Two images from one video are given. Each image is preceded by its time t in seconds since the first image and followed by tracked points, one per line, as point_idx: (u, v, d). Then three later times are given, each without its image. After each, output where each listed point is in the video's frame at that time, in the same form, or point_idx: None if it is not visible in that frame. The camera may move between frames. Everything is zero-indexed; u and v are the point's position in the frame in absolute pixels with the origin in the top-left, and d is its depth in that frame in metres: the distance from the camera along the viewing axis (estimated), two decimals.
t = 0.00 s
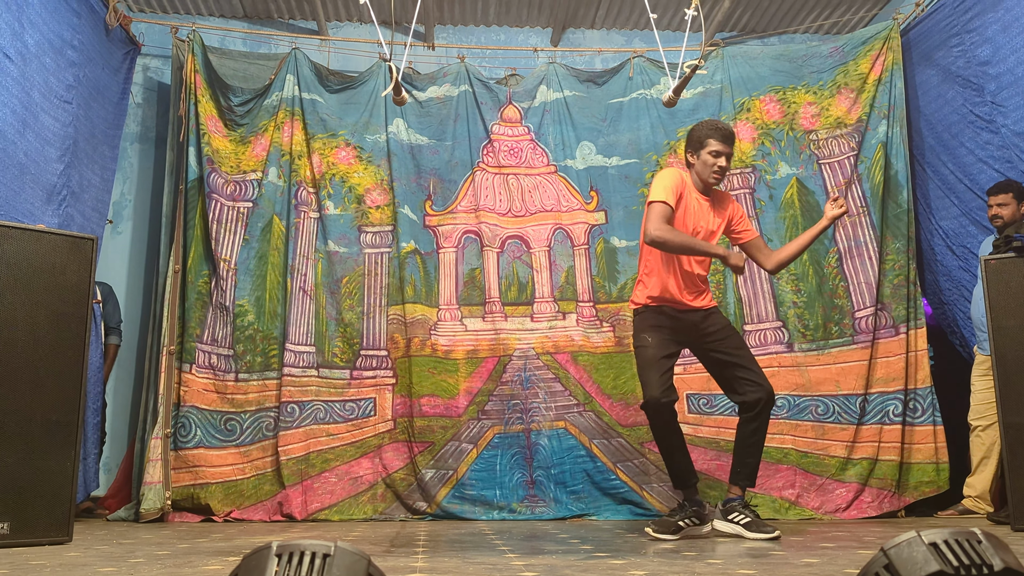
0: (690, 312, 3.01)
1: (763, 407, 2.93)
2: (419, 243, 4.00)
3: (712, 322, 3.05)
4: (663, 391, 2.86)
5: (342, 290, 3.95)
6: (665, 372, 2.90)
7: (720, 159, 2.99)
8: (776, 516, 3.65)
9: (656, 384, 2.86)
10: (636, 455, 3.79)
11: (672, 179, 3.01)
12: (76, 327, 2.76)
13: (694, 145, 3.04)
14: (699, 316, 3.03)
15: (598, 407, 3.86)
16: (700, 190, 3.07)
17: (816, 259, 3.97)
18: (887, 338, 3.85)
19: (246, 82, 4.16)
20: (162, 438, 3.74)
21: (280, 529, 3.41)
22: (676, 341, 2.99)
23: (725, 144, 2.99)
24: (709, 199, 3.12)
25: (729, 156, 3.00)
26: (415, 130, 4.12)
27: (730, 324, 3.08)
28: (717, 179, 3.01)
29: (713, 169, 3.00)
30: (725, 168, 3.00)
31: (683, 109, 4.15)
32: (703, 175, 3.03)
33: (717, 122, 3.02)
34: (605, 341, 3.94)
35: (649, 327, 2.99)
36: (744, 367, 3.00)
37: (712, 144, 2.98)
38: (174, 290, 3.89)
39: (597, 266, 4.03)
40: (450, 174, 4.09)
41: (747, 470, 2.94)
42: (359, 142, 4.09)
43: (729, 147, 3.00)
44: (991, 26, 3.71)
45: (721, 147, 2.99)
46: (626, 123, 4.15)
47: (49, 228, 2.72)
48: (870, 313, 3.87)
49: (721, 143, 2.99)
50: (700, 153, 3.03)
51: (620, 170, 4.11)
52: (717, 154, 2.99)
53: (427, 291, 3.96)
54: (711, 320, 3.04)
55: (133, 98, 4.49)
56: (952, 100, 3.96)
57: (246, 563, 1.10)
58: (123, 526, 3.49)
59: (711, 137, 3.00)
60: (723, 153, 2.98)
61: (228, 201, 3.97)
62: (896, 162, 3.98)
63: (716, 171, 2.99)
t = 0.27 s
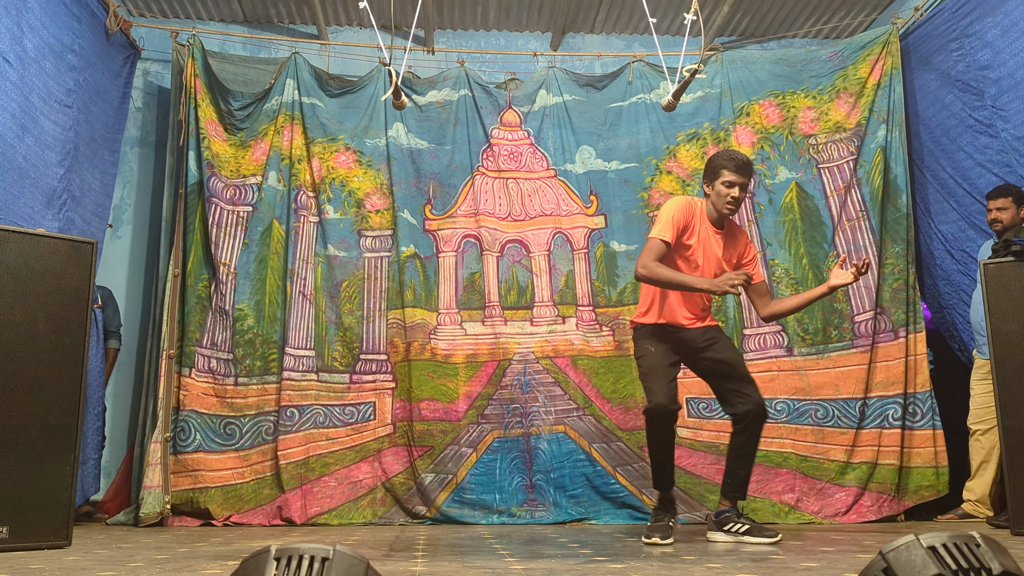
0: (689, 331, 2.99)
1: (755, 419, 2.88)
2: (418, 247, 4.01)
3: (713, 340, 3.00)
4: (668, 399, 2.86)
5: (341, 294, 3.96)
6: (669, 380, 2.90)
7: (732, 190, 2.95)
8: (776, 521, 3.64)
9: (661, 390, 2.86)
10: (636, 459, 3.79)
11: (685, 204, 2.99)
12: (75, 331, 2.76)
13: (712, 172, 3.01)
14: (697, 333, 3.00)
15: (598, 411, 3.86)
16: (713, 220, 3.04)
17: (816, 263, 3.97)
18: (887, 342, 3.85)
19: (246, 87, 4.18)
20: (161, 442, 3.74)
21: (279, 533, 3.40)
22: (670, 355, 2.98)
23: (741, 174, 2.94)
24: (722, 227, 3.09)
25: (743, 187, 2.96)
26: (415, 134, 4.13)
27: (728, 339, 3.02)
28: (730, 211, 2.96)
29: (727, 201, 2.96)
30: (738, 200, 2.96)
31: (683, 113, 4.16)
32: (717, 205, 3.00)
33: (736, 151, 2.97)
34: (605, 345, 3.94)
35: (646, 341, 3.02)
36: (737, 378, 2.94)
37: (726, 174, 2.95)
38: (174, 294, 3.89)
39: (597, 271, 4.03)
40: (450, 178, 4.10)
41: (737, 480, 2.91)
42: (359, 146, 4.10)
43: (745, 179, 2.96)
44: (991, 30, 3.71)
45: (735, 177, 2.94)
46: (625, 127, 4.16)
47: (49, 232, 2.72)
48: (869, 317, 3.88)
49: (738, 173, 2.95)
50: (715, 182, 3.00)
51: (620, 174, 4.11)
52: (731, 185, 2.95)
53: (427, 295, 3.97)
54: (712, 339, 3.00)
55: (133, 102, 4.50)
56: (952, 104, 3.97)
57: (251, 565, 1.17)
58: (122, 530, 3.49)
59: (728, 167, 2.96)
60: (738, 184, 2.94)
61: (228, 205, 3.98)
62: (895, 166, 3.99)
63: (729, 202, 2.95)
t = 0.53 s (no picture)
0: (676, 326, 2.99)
1: (743, 418, 2.87)
2: (418, 249, 4.00)
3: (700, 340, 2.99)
4: (663, 400, 2.85)
5: (341, 296, 3.95)
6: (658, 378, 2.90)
7: (711, 182, 2.96)
8: (776, 522, 3.64)
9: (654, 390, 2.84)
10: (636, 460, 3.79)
11: (668, 196, 2.99)
12: (75, 332, 2.76)
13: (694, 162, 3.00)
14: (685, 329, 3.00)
15: (599, 412, 3.86)
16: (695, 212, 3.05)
17: (816, 265, 3.97)
18: (887, 344, 3.85)
19: (246, 88, 4.18)
20: (161, 443, 3.74)
21: (279, 534, 3.40)
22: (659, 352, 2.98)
23: (722, 167, 2.94)
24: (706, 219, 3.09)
25: (721, 180, 2.96)
26: (415, 136, 4.13)
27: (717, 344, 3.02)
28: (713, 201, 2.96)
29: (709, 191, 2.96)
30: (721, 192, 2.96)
31: (683, 115, 4.16)
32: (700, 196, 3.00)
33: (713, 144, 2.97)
34: (605, 347, 3.94)
35: (631, 337, 3.03)
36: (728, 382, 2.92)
37: (705, 167, 2.95)
38: (174, 295, 3.89)
39: (597, 272, 4.03)
40: (450, 180, 4.10)
41: (727, 480, 2.90)
42: (359, 147, 4.10)
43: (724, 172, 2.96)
44: (990, 32, 3.72)
45: (714, 169, 2.94)
46: (625, 129, 4.16)
47: (49, 233, 2.72)
48: (870, 318, 3.87)
49: (719, 166, 2.95)
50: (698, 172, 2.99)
51: (620, 176, 4.11)
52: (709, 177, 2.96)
53: (427, 297, 3.96)
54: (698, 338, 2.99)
55: (133, 104, 4.50)
56: (951, 105, 3.97)
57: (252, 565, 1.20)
58: (122, 532, 3.49)
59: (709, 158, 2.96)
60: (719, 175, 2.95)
61: (228, 206, 3.98)
62: (895, 168, 3.99)
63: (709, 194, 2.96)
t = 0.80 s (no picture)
0: (655, 301, 3.09)
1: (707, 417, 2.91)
2: (418, 250, 4.00)
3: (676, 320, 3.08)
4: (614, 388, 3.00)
5: (341, 297, 3.95)
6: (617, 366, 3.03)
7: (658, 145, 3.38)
8: (776, 523, 3.63)
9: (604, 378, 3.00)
10: (636, 461, 3.79)
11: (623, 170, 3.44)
12: (75, 332, 2.76)
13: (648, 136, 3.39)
14: (666, 304, 3.09)
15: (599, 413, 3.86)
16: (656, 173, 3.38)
17: (816, 266, 3.96)
18: (887, 344, 3.85)
19: (246, 89, 4.18)
20: (161, 444, 3.74)
21: (279, 535, 3.40)
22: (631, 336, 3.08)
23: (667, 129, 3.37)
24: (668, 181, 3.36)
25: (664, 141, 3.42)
26: (415, 137, 4.13)
27: (693, 331, 3.06)
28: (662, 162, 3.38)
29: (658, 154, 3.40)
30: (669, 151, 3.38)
31: (683, 115, 4.15)
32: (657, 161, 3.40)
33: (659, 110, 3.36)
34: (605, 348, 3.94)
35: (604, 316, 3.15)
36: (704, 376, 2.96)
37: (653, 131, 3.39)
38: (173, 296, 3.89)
39: (596, 272, 4.03)
40: (450, 181, 4.10)
41: (698, 481, 2.89)
42: (358, 148, 4.10)
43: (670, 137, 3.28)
44: (990, 33, 3.72)
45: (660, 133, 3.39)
46: (626, 129, 4.16)
47: (49, 234, 2.72)
48: (870, 319, 3.87)
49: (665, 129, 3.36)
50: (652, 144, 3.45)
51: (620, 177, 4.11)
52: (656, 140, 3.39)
53: (427, 298, 3.96)
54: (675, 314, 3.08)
55: (133, 105, 4.50)
56: (951, 106, 3.97)
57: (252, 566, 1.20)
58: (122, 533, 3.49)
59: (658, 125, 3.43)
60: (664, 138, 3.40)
61: (228, 207, 3.98)
62: (895, 169, 3.99)
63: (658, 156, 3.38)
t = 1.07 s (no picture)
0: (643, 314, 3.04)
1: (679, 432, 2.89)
2: (419, 250, 4.00)
3: (660, 329, 3.02)
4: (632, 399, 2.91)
5: (342, 297, 3.95)
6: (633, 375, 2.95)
7: (623, 158, 3.30)
8: (777, 523, 3.63)
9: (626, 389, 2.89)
10: (637, 461, 3.80)
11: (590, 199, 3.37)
12: (76, 333, 2.76)
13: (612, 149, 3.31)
14: (652, 317, 3.04)
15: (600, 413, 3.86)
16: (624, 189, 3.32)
17: (817, 266, 3.96)
18: (888, 345, 3.86)
19: (246, 89, 4.18)
20: (163, 444, 3.75)
21: (280, 536, 3.40)
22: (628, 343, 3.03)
23: (631, 142, 3.28)
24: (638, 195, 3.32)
25: (631, 154, 3.30)
26: (415, 137, 4.13)
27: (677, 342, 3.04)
28: (629, 176, 3.28)
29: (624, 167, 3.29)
30: (635, 165, 3.30)
31: (684, 115, 4.15)
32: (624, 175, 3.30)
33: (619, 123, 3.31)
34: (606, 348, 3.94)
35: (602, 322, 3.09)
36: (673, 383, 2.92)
37: (617, 145, 3.29)
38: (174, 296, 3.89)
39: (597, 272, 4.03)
40: (451, 181, 4.10)
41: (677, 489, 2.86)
42: (359, 148, 4.10)
43: (635, 148, 3.30)
44: (990, 33, 3.72)
45: (623, 146, 3.29)
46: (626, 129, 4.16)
47: (51, 234, 2.72)
48: (871, 319, 3.87)
49: (628, 143, 3.29)
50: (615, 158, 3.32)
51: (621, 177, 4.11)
52: (620, 154, 3.30)
53: (428, 298, 3.96)
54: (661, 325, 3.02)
55: (134, 105, 4.50)
56: (951, 106, 3.98)
57: (254, 565, 1.20)
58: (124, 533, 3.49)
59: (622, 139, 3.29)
60: (628, 150, 3.29)
61: (229, 208, 3.98)
62: (896, 169, 3.99)
63: (622, 169, 3.28)
